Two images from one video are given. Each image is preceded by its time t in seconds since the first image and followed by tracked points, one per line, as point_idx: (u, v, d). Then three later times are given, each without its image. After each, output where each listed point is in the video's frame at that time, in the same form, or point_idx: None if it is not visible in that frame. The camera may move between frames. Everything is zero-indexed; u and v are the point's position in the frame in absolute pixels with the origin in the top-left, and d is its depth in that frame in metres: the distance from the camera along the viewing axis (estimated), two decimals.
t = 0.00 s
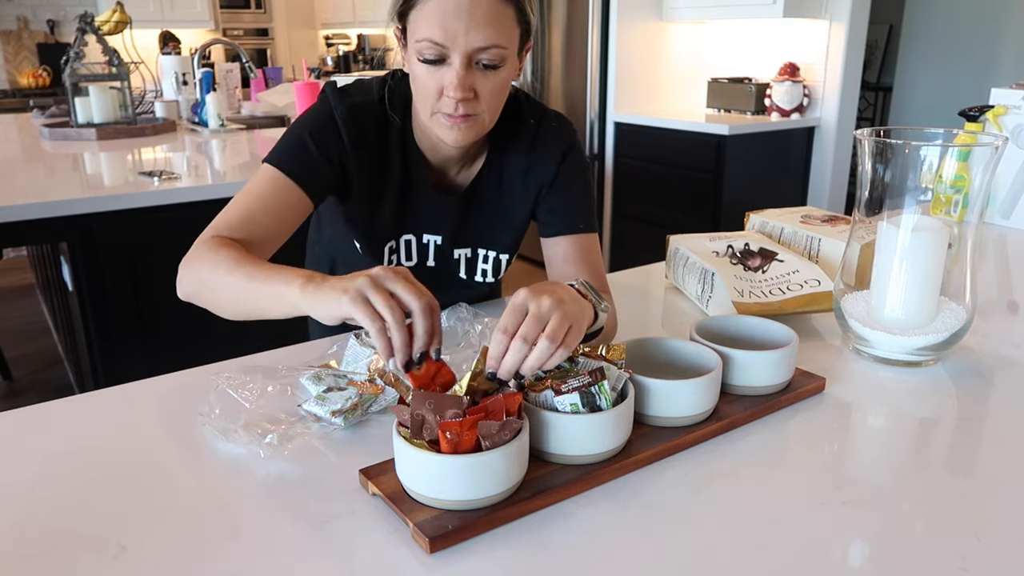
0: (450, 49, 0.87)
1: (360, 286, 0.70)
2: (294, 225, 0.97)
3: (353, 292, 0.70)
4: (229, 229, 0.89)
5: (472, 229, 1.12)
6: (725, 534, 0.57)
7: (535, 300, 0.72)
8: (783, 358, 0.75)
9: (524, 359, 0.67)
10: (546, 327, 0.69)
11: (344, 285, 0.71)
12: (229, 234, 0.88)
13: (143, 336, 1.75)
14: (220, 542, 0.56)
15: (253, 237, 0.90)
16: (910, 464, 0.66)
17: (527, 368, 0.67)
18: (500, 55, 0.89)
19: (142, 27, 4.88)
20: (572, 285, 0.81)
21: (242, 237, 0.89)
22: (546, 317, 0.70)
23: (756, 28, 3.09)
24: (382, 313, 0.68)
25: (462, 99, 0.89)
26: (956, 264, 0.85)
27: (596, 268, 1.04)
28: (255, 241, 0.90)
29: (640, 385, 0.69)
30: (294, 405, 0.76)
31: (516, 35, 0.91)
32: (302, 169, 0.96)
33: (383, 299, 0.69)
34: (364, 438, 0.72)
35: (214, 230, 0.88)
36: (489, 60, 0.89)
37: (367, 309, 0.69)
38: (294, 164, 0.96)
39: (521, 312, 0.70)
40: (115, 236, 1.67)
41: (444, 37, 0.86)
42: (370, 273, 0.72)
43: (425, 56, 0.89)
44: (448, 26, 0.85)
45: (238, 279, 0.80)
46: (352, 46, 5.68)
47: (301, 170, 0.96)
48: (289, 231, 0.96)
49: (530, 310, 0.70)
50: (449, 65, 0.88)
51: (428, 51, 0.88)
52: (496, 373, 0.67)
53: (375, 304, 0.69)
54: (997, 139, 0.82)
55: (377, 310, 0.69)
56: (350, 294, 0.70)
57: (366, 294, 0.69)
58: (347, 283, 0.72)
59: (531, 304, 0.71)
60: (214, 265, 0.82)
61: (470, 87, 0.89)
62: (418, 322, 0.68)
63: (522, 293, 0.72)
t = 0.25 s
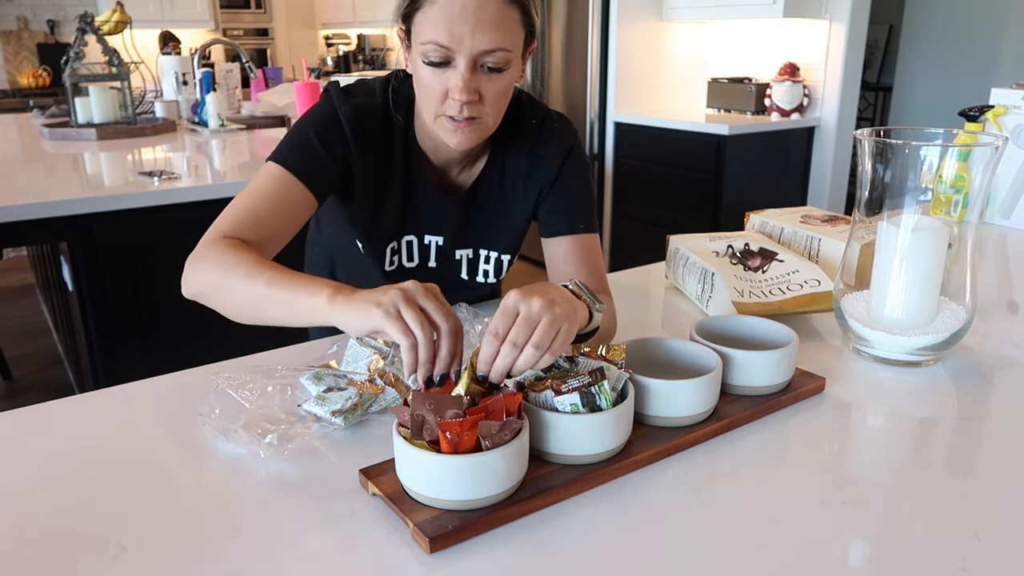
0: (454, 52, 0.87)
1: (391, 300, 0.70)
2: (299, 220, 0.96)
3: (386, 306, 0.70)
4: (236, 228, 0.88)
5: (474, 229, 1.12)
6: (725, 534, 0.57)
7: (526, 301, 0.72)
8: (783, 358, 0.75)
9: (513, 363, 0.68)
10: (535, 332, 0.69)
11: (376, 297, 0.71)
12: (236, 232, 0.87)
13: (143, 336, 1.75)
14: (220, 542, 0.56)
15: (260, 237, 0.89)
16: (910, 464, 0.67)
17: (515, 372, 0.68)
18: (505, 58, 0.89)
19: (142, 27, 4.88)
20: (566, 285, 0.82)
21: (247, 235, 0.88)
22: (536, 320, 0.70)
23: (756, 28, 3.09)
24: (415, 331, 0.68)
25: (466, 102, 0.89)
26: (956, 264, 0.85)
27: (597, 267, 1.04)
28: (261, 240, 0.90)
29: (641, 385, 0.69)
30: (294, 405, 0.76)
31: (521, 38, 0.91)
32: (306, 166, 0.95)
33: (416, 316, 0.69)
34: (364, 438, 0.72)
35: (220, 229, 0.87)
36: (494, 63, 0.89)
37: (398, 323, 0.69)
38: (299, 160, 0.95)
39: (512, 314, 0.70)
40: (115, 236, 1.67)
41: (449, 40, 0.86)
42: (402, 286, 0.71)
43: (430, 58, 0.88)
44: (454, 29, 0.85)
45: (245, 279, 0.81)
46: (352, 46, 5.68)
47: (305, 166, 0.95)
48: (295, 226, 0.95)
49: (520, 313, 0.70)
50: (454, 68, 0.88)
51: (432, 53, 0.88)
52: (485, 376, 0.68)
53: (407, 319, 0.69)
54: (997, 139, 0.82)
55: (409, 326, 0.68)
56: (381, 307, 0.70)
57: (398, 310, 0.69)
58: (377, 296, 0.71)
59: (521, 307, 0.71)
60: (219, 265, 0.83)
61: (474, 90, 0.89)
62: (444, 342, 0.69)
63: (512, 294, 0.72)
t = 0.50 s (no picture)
0: (452, 48, 0.87)
1: (401, 330, 0.68)
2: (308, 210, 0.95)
3: (395, 338, 0.68)
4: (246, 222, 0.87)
5: (473, 227, 1.12)
6: (725, 534, 0.57)
7: (532, 303, 0.72)
8: (783, 358, 0.75)
9: (516, 365, 0.68)
10: (540, 335, 0.70)
11: (386, 324, 0.69)
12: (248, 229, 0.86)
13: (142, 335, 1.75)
14: (220, 542, 0.56)
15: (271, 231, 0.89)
16: (910, 464, 0.67)
17: (517, 374, 0.68)
18: (503, 55, 0.89)
19: (142, 27, 4.87)
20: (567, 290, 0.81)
21: (259, 232, 0.87)
22: (541, 323, 0.70)
23: (756, 28, 3.09)
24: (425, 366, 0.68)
25: (464, 98, 0.89)
26: (956, 264, 0.85)
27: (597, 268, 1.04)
28: (272, 234, 0.89)
29: (641, 385, 0.69)
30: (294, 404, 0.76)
31: (520, 35, 0.91)
32: (310, 157, 0.95)
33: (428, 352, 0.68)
34: (364, 437, 0.72)
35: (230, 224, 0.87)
36: (491, 59, 0.89)
37: (409, 356, 0.68)
38: (302, 151, 0.95)
39: (517, 317, 0.70)
40: (115, 236, 1.67)
41: (447, 36, 0.86)
42: (413, 314, 0.69)
43: (428, 54, 0.88)
44: (452, 25, 0.85)
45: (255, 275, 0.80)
46: (352, 46, 5.69)
47: (309, 157, 0.95)
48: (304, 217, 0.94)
49: (524, 317, 0.71)
50: (452, 64, 0.88)
51: (431, 49, 0.88)
52: (487, 378, 0.68)
53: (417, 355, 0.68)
54: (997, 139, 0.82)
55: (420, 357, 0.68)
56: (390, 338, 0.68)
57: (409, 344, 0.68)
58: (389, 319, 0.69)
59: (527, 311, 0.71)
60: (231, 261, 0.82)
61: (472, 86, 0.89)
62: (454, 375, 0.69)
63: (519, 295, 0.72)
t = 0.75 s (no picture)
0: (453, 45, 0.87)
1: (360, 324, 0.68)
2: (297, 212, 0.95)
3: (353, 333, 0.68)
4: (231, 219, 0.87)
5: (473, 226, 1.12)
6: (725, 535, 0.57)
7: (529, 309, 0.71)
8: (783, 358, 0.75)
9: (513, 370, 0.68)
10: (535, 340, 0.69)
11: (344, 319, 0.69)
12: (231, 224, 0.86)
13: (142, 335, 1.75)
14: (220, 542, 0.56)
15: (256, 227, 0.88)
16: (910, 464, 0.67)
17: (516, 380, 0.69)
18: (503, 52, 0.89)
19: (142, 27, 4.87)
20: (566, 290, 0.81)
21: (246, 227, 0.87)
22: (538, 329, 0.70)
23: (756, 28, 3.09)
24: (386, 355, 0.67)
25: (465, 95, 0.89)
26: (956, 264, 0.85)
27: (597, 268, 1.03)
28: (259, 230, 0.89)
29: (641, 385, 0.69)
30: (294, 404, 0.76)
31: (519, 32, 0.91)
32: (306, 157, 0.95)
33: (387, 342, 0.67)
34: (364, 437, 0.72)
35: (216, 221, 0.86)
36: (492, 56, 0.89)
37: (371, 348, 0.68)
38: (298, 151, 0.95)
39: (512, 322, 0.70)
40: (115, 236, 1.67)
41: (447, 34, 0.86)
42: (368, 308, 0.68)
43: (429, 52, 0.88)
44: (452, 23, 0.85)
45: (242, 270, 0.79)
46: (352, 46, 5.69)
47: (304, 157, 0.95)
48: (293, 219, 0.94)
49: (518, 322, 0.70)
50: (453, 62, 0.88)
51: (431, 47, 0.88)
52: (487, 383, 0.69)
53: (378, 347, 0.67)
54: (997, 139, 0.82)
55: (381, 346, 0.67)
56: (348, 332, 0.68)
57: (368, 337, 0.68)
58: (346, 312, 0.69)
59: (521, 316, 0.71)
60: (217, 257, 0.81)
61: (473, 83, 0.89)
62: (423, 361, 0.68)
63: (517, 300, 0.72)
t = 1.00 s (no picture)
0: (452, 50, 0.87)
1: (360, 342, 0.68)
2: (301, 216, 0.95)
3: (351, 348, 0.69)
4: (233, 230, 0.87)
5: (474, 225, 1.12)
6: (726, 535, 0.57)
7: (528, 298, 0.72)
8: (783, 358, 0.75)
9: (516, 359, 0.69)
10: (537, 330, 0.70)
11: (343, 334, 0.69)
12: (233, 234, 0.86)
13: (142, 335, 1.75)
14: (220, 543, 0.56)
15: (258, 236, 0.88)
16: (910, 464, 0.67)
17: (516, 368, 0.69)
18: (503, 57, 0.89)
19: (142, 27, 4.87)
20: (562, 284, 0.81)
21: (247, 237, 0.87)
22: (540, 319, 0.71)
23: (756, 28, 3.09)
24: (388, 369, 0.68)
25: (464, 99, 0.89)
26: (957, 264, 0.85)
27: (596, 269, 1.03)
28: (260, 238, 0.88)
29: (641, 385, 0.69)
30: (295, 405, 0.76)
31: (519, 36, 0.91)
32: (307, 160, 0.95)
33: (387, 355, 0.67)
34: (364, 437, 0.72)
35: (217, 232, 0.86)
36: (492, 61, 0.89)
37: (367, 362, 0.68)
38: (298, 154, 0.95)
39: (514, 311, 0.71)
40: (115, 236, 1.67)
41: (447, 38, 0.86)
42: (367, 325, 0.69)
43: (428, 56, 0.88)
44: (452, 27, 0.85)
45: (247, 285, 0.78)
46: (352, 46, 5.69)
47: (304, 160, 0.95)
48: (297, 223, 0.94)
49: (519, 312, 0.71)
50: (452, 66, 0.88)
51: (431, 51, 0.88)
52: (486, 373, 0.69)
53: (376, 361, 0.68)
54: (997, 139, 0.82)
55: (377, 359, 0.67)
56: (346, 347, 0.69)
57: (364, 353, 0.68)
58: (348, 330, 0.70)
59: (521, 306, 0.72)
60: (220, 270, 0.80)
61: (472, 88, 0.89)
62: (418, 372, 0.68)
63: (515, 290, 0.73)
